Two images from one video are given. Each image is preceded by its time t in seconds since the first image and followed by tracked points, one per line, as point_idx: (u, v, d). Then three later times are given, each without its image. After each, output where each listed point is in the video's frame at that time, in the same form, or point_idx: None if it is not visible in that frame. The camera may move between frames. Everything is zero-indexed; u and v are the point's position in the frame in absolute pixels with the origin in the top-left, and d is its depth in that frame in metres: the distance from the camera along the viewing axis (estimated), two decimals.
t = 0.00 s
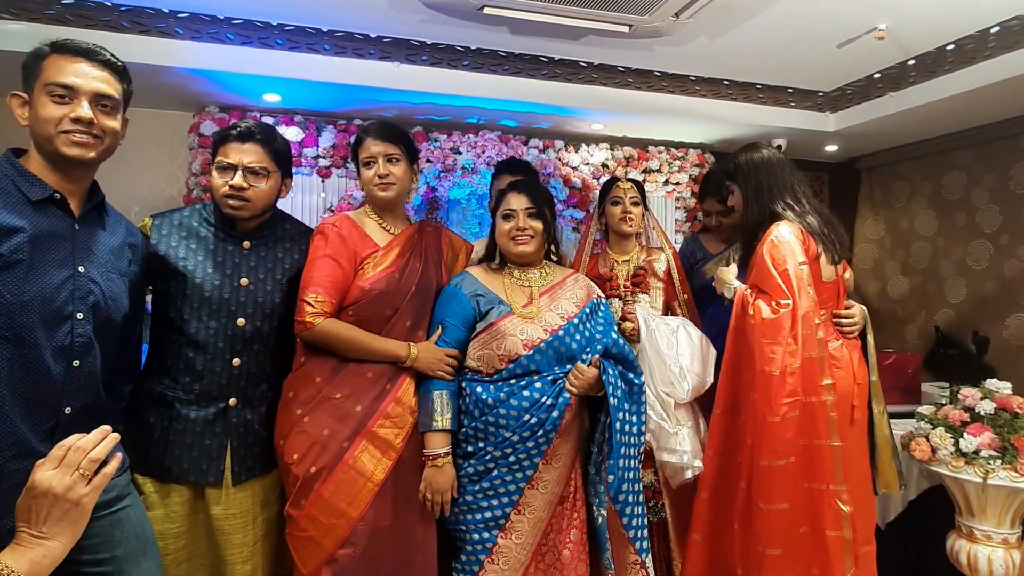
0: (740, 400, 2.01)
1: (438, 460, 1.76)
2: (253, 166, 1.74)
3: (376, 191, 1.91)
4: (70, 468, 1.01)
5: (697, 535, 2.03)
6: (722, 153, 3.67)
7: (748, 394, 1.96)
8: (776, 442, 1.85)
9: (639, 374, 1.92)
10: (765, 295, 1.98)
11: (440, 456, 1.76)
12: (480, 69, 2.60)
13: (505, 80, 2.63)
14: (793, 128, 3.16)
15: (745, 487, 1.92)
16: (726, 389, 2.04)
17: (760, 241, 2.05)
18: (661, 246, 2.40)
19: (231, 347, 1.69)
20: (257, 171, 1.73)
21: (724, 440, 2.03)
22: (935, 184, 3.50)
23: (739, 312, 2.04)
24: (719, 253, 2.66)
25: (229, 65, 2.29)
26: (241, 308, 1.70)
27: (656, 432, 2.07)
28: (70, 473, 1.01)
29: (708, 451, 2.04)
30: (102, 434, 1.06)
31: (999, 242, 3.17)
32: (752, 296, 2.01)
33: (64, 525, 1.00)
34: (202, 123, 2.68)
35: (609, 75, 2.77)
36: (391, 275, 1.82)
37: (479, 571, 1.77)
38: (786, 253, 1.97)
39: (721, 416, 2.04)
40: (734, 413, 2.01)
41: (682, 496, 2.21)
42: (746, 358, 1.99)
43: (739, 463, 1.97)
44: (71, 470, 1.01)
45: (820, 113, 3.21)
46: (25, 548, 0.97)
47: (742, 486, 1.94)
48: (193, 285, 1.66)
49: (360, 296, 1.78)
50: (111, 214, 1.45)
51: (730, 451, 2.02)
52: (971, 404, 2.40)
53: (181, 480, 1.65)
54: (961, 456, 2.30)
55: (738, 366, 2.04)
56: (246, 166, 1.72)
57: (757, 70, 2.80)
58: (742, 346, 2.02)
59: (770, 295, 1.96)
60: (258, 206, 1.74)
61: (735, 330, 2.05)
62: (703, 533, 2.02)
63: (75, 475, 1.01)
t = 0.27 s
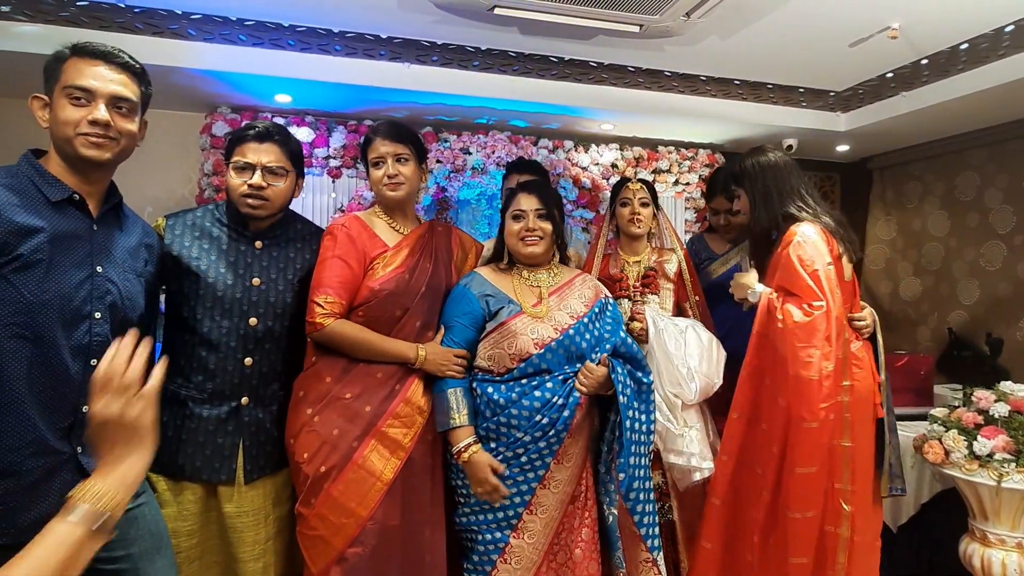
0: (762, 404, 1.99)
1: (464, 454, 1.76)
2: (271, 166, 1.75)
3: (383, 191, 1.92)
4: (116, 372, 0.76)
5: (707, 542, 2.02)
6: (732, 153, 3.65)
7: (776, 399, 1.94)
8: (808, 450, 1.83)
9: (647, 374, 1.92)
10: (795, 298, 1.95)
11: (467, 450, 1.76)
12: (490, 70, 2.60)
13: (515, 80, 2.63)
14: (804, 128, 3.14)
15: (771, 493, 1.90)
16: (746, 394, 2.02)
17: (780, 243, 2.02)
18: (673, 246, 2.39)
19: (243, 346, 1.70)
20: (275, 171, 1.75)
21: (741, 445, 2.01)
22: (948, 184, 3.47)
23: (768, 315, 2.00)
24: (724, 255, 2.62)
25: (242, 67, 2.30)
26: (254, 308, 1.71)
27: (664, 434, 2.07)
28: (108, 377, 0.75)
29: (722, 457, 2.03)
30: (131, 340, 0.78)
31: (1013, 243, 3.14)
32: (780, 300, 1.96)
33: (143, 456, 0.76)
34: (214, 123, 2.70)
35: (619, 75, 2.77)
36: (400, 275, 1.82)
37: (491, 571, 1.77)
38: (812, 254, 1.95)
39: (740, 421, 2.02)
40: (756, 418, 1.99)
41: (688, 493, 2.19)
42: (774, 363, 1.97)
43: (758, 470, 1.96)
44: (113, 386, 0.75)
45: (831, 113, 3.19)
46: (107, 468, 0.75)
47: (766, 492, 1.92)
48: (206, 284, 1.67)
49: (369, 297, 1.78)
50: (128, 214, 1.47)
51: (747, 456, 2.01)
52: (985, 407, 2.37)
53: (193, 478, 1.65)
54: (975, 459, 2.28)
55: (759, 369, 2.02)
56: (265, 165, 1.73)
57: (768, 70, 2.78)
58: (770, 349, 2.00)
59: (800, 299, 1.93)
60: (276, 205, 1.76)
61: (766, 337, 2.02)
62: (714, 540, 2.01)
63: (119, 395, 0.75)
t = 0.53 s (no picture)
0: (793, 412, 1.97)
1: (480, 453, 1.76)
2: (301, 171, 1.78)
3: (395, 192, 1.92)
4: (214, 217, 0.91)
5: (728, 552, 1.98)
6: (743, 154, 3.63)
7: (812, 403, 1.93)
8: (857, 455, 1.84)
9: (655, 374, 1.92)
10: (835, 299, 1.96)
11: (482, 448, 1.76)
12: (500, 70, 2.61)
13: (525, 81, 2.63)
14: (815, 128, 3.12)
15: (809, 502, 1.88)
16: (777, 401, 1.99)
17: (811, 246, 2.05)
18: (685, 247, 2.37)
19: (254, 346, 1.71)
20: (306, 176, 1.78)
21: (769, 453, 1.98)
22: (961, 185, 3.43)
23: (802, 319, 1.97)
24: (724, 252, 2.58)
25: (253, 68, 2.32)
26: (265, 308, 1.72)
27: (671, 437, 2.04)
28: (207, 219, 0.91)
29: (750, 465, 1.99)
30: (204, 192, 0.91)
31: None
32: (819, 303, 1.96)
33: (250, 261, 0.94)
34: (226, 124, 2.72)
35: (629, 75, 2.76)
36: (410, 275, 1.83)
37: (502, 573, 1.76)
38: (847, 254, 1.98)
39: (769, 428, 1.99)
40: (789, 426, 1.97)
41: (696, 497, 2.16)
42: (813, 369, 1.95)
43: (789, 478, 1.94)
44: (220, 226, 0.91)
45: (843, 113, 3.17)
46: (236, 291, 0.91)
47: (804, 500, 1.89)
48: (218, 284, 1.68)
49: (379, 297, 1.78)
50: (143, 216, 1.48)
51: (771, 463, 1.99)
52: (999, 410, 2.34)
53: (202, 477, 1.66)
54: (989, 463, 2.25)
55: (791, 374, 1.99)
56: (296, 169, 1.76)
57: (779, 70, 2.77)
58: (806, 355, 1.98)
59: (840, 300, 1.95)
60: (299, 208, 1.79)
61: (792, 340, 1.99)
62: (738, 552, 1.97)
63: (226, 229, 0.91)
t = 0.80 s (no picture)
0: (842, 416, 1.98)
1: (486, 454, 1.77)
2: (319, 174, 1.80)
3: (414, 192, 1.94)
4: (245, 170, 1.02)
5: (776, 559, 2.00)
6: (752, 154, 3.62)
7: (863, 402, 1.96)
8: (910, 455, 1.91)
9: (662, 375, 1.92)
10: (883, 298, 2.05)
11: (489, 450, 1.77)
12: (509, 72, 2.61)
13: (533, 83, 2.63)
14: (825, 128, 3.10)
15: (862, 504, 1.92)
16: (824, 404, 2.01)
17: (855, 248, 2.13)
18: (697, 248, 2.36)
19: (263, 347, 1.72)
20: (323, 180, 1.80)
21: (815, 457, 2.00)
22: (974, 185, 3.40)
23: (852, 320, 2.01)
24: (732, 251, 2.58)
25: (264, 71, 2.34)
26: (275, 308, 1.73)
27: (677, 439, 2.04)
28: (242, 174, 1.02)
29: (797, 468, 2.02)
30: (237, 147, 1.00)
31: None
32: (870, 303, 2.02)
33: (280, 208, 1.03)
34: (237, 126, 2.75)
35: (638, 76, 2.76)
36: (418, 276, 1.83)
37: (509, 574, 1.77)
38: (887, 258, 2.11)
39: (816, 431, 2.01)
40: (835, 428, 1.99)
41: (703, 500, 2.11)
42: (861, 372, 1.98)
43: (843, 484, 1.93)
44: (254, 178, 1.02)
45: (854, 113, 3.14)
46: (268, 239, 1.00)
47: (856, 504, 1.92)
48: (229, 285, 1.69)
49: (388, 298, 1.79)
50: (153, 217, 1.50)
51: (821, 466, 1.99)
52: (1012, 412, 2.31)
53: (210, 476, 1.68)
54: (1001, 466, 2.23)
55: (840, 376, 2.01)
56: (314, 173, 1.78)
57: (789, 70, 2.75)
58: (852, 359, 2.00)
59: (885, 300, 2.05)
60: (314, 210, 1.81)
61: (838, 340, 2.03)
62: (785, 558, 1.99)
63: (259, 181, 1.02)
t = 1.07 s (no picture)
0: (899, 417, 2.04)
1: (492, 455, 1.77)
2: (324, 175, 1.81)
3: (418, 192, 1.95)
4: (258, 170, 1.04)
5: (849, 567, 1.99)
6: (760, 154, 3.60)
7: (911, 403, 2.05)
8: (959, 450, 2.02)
9: (668, 376, 1.92)
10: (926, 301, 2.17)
11: (495, 450, 1.77)
12: (515, 73, 2.61)
13: (539, 83, 2.64)
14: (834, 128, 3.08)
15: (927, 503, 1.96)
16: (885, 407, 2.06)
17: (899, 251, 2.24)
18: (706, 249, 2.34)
19: (270, 347, 1.73)
20: (329, 180, 1.81)
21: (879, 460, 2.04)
22: (985, 185, 3.37)
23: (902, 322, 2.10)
24: (750, 249, 2.52)
25: (271, 73, 2.35)
26: (281, 309, 1.74)
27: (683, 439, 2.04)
28: (253, 175, 1.04)
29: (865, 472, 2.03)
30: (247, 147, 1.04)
31: None
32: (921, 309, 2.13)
33: (287, 206, 1.05)
34: (245, 128, 2.76)
35: (645, 76, 2.75)
36: (424, 276, 1.84)
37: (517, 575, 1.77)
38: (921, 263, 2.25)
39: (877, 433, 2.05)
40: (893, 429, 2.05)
41: (710, 502, 2.08)
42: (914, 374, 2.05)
43: (912, 489, 1.98)
44: (265, 178, 1.04)
45: (863, 113, 3.12)
46: (274, 241, 1.01)
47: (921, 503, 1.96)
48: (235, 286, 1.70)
49: (393, 298, 1.80)
50: (160, 218, 1.51)
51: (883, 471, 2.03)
52: None
53: (218, 476, 1.69)
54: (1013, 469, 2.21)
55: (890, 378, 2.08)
56: (320, 173, 1.79)
57: (798, 69, 2.74)
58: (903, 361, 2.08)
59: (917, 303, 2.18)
60: (320, 210, 1.82)
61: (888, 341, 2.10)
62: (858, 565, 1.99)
63: (269, 181, 1.04)
